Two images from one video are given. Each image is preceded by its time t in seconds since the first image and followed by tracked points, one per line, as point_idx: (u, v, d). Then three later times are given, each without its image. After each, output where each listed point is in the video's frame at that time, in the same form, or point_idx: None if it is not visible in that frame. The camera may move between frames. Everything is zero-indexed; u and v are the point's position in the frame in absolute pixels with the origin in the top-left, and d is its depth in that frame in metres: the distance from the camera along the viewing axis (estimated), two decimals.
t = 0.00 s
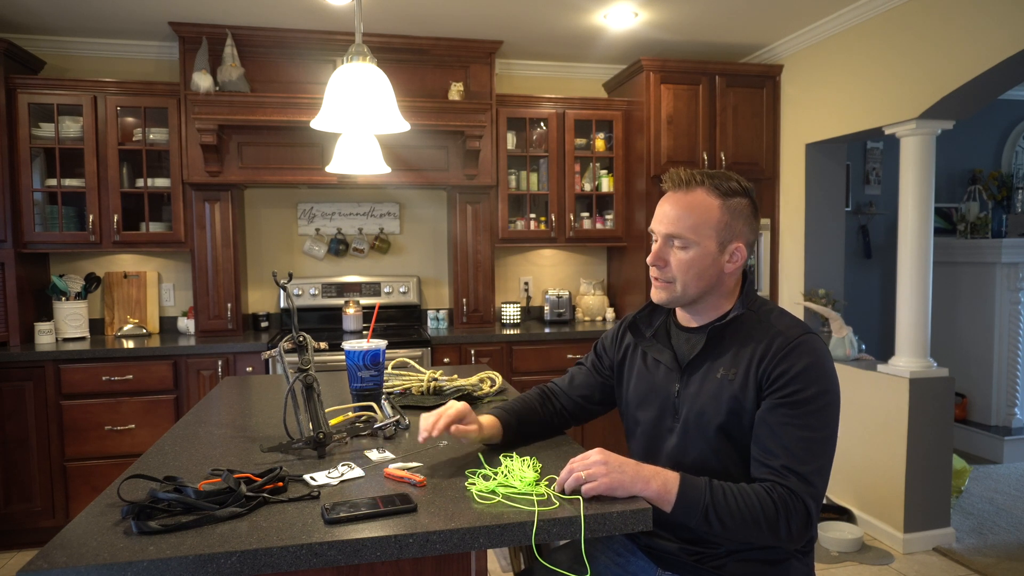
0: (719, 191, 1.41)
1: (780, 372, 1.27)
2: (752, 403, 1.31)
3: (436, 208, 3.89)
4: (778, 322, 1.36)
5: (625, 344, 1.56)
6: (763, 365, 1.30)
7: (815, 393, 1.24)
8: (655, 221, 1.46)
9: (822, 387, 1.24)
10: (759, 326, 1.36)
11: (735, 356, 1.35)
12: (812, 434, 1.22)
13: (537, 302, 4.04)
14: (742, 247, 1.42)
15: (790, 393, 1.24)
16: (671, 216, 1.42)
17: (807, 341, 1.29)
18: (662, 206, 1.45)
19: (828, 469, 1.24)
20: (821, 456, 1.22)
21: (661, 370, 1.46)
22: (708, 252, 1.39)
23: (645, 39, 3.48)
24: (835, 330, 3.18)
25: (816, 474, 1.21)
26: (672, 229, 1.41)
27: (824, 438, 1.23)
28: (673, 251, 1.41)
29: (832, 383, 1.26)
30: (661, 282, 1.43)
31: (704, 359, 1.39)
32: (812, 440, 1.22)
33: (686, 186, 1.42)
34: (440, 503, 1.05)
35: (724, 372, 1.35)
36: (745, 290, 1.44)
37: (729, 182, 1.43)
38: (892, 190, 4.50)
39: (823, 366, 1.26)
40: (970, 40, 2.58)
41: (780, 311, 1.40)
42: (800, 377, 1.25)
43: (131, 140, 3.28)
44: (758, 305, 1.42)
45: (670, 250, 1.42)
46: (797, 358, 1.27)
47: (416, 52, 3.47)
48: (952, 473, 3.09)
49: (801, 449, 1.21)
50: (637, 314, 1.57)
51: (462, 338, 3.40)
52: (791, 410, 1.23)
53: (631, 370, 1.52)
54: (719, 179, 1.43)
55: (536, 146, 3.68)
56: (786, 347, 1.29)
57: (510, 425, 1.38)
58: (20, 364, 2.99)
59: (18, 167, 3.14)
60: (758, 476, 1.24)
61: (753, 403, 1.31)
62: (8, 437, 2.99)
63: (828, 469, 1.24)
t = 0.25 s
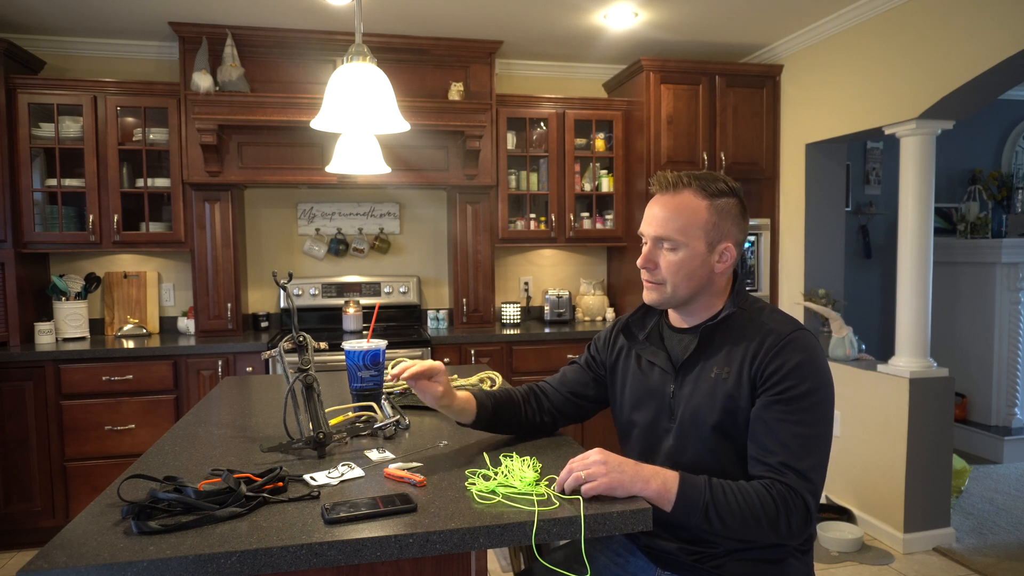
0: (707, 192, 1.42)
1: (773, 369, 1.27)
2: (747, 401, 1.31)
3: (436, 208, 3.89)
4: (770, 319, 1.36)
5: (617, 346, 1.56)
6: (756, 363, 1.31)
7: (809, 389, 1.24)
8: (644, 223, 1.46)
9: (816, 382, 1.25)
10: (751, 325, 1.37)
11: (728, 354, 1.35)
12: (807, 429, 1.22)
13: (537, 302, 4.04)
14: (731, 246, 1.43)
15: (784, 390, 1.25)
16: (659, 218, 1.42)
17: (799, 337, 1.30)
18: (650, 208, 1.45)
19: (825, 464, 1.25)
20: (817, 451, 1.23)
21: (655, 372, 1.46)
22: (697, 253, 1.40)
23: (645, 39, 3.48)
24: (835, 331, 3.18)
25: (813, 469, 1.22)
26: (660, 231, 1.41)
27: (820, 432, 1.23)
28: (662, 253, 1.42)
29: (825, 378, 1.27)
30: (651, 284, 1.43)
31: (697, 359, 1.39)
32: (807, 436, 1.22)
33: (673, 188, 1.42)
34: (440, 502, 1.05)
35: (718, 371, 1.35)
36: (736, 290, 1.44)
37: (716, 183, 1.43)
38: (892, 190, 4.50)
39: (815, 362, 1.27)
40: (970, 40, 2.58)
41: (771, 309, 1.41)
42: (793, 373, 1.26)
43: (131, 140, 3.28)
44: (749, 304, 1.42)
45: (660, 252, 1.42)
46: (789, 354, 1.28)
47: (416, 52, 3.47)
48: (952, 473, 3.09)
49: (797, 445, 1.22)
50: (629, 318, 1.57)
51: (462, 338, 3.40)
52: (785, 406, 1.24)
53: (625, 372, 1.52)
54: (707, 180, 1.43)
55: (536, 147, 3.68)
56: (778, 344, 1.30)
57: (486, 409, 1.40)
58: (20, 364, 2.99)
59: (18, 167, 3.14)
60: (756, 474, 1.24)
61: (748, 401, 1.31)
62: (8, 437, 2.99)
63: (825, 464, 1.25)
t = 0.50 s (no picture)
0: (695, 193, 1.42)
1: (768, 367, 1.28)
2: (743, 399, 1.31)
3: (436, 208, 3.89)
4: (763, 317, 1.37)
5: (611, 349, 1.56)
6: (751, 361, 1.31)
7: (804, 386, 1.24)
8: (633, 225, 1.46)
9: (811, 378, 1.25)
10: (745, 323, 1.37)
11: (723, 354, 1.35)
12: (804, 426, 1.22)
13: (537, 302, 4.04)
14: (720, 247, 1.43)
15: (779, 387, 1.25)
16: (648, 220, 1.42)
17: (793, 334, 1.30)
18: (640, 210, 1.45)
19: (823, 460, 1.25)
20: (814, 447, 1.23)
21: (650, 374, 1.45)
22: (687, 254, 1.40)
23: (645, 39, 3.48)
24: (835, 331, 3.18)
25: (811, 466, 1.22)
26: (650, 233, 1.41)
27: (816, 428, 1.23)
28: (652, 255, 1.42)
29: (820, 375, 1.27)
30: (642, 286, 1.43)
31: (692, 360, 1.39)
32: (804, 432, 1.22)
33: (661, 190, 1.43)
34: (440, 502, 1.05)
35: (713, 371, 1.35)
36: (727, 291, 1.44)
37: (705, 184, 1.43)
38: (892, 190, 4.50)
39: (810, 358, 1.27)
40: (970, 40, 2.58)
41: (763, 308, 1.41)
42: (788, 370, 1.26)
43: (131, 140, 3.28)
44: (741, 303, 1.42)
45: (650, 254, 1.42)
46: (783, 351, 1.28)
47: (416, 52, 3.47)
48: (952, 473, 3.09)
49: (795, 441, 1.22)
50: (622, 321, 1.57)
51: (462, 338, 3.40)
52: (781, 404, 1.24)
53: (620, 374, 1.52)
54: (694, 181, 1.43)
55: (536, 146, 3.68)
56: (772, 342, 1.30)
57: (481, 398, 1.43)
58: (20, 364, 2.99)
59: (18, 167, 3.14)
60: (755, 472, 1.24)
61: (744, 400, 1.31)
62: (8, 436, 2.99)
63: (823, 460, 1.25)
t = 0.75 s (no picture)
0: (692, 193, 1.42)
1: (767, 366, 1.28)
2: (742, 399, 1.31)
3: (436, 208, 3.89)
4: (761, 317, 1.37)
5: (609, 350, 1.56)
6: (750, 361, 1.31)
7: (803, 385, 1.24)
8: (630, 226, 1.46)
9: (810, 377, 1.25)
10: (743, 324, 1.37)
11: (722, 354, 1.35)
12: (803, 425, 1.22)
13: (537, 302, 4.05)
14: (717, 246, 1.43)
15: (778, 387, 1.25)
16: (645, 220, 1.42)
17: (791, 334, 1.30)
18: (636, 211, 1.45)
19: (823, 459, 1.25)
20: (814, 446, 1.23)
21: (648, 375, 1.45)
22: (684, 254, 1.40)
23: (645, 39, 3.48)
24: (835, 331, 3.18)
25: (811, 465, 1.22)
26: (647, 233, 1.41)
27: (815, 427, 1.23)
28: (649, 255, 1.42)
29: (819, 374, 1.27)
30: (640, 286, 1.43)
31: (691, 361, 1.39)
32: (804, 432, 1.22)
33: (658, 190, 1.43)
34: (440, 502, 1.05)
35: (711, 372, 1.35)
36: (725, 290, 1.44)
37: (701, 184, 1.44)
38: (892, 190, 4.50)
39: (808, 357, 1.27)
40: (970, 39, 2.58)
41: (761, 307, 1.41)
42: (787, 369, 1.26)
43: (130, 140, 3.28)
44: (739, 303, 1.42)
45: (647, 254, 1.42)
46: (782, 351, 1.28)
47: (416, 52, 3.47)
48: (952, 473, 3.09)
49: (794, 441, 1.22)
50: (619, 321, 1.56)
51: (462, 338, 3.40)
52: (780, 404, 1.24)
53: (618, 375, 1.52)
54: (691, 181, 1.43)
55: (536, 146, 3.68)
56: (771, 342, 1.30)
57: (464, 419, 1.35)
58: (20, 364, 2.99)
59: (18, 166, 3.14)
60: (755, 472, 1.24)
61: (743, 400, 1.31)
62: (8, 436, 2.99)
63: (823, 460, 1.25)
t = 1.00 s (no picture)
0: (690, 194, 1.42)
1: (767, 368, 1.28)
2: (741, 400, 1.31)
3: (436, 207, 3.89)
4: (761, 318, 1.37)
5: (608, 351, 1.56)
6: (749, 362, 1.31)
7: (802, 386, 1.24)
8: (628, 227, 1.46)
9: (809, 379, 1.25)
10: (743, 325, 1.37)
11: (721, 355, 1.35)
12: (802, 427, 1.22)
13: (537, 302, 4.04)
14: (716, 247, 1.43)
15: (778, 388, 1.25)
16: (643, 221, 1.42)
17: (791, 335, 1.30)
18: (635, 212, 1.45)
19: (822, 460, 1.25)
20: (813, 448, 1.23)
21: (648, 376, 1.45)
22: (682, 255, 1.40)
23: (645, 39, 3.48)
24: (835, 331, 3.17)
25: (811, 467, 1.22)
26: (645, 234, 1.41)
27: (815, 429, 1.23)
28: (648, 256, 1.42)
29: (819, 375, 1.27)
30: (638, 287, 1.43)
31: (690, 361, 1.39)
32: (803, 433, 1.22)
33: (656, 191, 1.43)
34: (440, 503, 1.05)
35: (711, 373, 1.35)
36: (725, 291, 1.44)
37: (699, 185, 1.44)
38: (892, 190, 4.50)
39: (808, 359, 1.27)
40: (970, 39, 2.58)
41: (761, 308, 1.41)
42: (787, 371, 1.26)
43: (130, 139, 3.28)
44: (738, 304, 1.42)
45: (645, 255, 1.42)
46: (781, 352, 1.28)
47: (416, 52, 3.47)
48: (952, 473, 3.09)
49: (794, 443, 1.22)
50: (619, 322, 1.56)
51: (463, 338, 3.40)
52: (779, 405, 1.24)
53: (618, 376, 1.52)
54: (689, 182, 1.43)
55: (536, 146, 3.68)
56: (770, 343, 1.30)
57: (457, 429, 1.34)
58: (20, 364, 2.99)
59: (18, 166, 3.14)
60: (755, 473, 1.24)
61: (742, 401, 1.31)
62: (8, 436, 2.99)
63: (822, 461, 1.25)
